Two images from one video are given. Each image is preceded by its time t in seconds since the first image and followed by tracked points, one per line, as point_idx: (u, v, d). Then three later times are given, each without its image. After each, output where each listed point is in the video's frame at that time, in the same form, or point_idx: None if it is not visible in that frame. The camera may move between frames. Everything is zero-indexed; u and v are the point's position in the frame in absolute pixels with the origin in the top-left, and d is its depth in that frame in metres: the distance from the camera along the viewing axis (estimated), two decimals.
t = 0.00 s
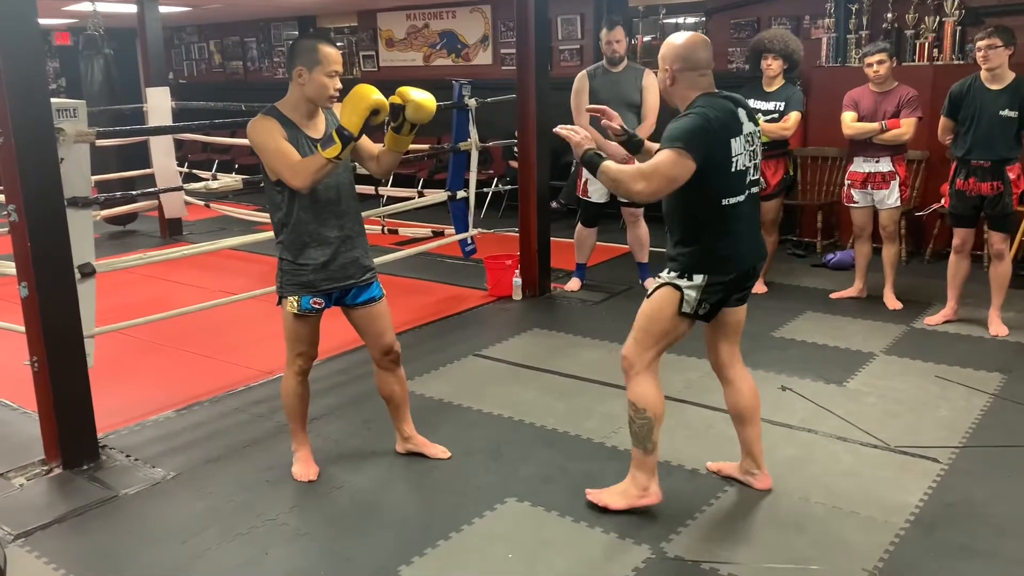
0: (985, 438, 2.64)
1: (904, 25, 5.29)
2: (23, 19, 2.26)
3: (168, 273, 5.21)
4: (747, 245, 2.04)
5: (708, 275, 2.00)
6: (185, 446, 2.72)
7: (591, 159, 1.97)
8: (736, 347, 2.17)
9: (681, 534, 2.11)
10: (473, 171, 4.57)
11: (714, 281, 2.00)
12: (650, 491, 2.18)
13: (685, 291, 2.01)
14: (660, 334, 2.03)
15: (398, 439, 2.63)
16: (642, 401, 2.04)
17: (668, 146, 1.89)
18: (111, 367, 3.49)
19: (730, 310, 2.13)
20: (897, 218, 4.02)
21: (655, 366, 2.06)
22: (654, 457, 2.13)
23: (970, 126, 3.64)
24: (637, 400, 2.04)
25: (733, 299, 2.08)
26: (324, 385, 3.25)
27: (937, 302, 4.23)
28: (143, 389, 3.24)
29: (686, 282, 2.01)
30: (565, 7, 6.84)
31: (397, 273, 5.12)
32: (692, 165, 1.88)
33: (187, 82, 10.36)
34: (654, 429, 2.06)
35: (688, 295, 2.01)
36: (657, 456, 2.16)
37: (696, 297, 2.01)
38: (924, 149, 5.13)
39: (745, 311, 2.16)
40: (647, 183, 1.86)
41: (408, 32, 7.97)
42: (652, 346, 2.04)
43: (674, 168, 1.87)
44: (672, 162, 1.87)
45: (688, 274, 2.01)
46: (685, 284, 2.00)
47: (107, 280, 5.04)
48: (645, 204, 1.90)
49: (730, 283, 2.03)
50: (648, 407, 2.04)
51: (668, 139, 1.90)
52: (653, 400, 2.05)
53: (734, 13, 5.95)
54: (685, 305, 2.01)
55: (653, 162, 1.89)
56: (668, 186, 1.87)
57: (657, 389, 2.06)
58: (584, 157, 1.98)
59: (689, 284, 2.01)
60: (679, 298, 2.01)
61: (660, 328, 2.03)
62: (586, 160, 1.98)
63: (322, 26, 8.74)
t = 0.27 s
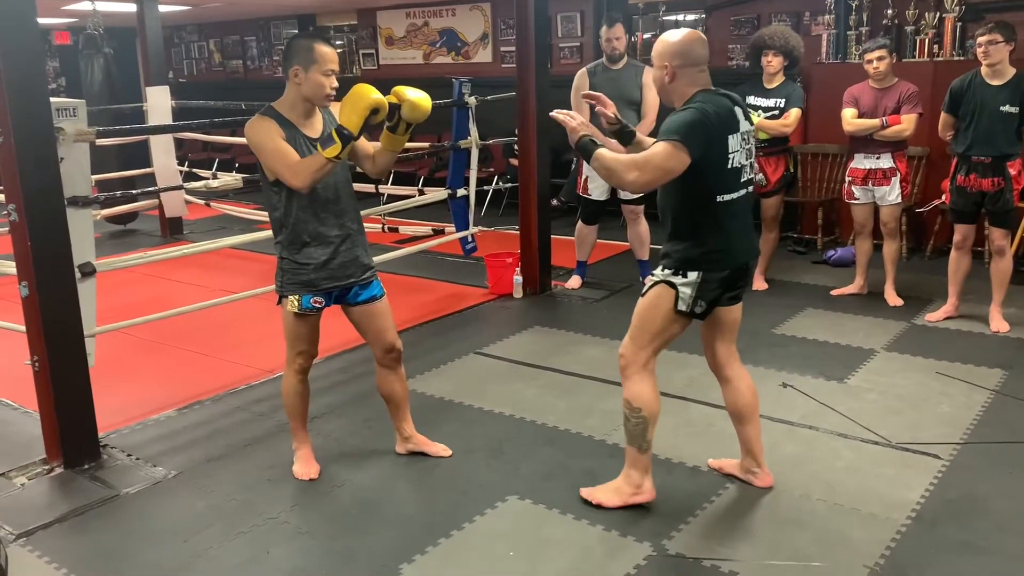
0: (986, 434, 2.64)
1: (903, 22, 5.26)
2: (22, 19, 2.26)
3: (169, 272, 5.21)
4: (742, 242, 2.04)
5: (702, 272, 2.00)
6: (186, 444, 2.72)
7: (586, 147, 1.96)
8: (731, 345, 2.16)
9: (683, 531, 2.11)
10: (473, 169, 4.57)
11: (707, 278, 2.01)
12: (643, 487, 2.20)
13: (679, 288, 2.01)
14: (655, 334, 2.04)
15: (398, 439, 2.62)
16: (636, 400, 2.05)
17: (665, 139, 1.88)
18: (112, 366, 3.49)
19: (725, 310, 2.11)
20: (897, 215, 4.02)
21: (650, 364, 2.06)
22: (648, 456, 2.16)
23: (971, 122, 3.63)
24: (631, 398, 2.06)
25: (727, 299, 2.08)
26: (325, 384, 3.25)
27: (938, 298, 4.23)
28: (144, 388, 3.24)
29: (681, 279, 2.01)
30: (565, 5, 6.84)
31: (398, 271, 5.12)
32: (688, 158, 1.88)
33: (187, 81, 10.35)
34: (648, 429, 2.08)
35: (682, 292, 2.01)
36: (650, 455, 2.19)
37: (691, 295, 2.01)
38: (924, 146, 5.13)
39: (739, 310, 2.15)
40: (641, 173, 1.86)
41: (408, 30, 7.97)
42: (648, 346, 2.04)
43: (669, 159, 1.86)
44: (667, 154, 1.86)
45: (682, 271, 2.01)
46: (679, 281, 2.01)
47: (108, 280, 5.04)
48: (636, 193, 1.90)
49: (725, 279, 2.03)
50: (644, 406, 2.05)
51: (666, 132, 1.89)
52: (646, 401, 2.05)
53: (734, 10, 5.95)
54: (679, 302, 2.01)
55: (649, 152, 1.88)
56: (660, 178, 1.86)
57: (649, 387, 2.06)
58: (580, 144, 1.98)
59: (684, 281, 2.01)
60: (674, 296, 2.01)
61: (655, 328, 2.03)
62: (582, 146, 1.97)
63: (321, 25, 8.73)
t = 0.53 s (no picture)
0: (987, 432, 2.64)
1: (904, 19, 5.27)
2: (22, 18, 2.26)
3: (170, 271, 5.21)
4: (704, 247, 2.06)
5: (667, 279, 2.00)
6: (187, 444, 2.72)
7: (546, 143, 1.95)
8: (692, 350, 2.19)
9: (683, 530, 2.11)
10: (474, 168, 4.57)
11: (673, 284, 2.00)
12: (611, 492, 2.22)
13: (644, 295, 2.00)
14: (621, 342, 2.05)
15: (399, 438, 2.62)
16: (602, 408, 2.06)
17: (632, 139, 1.88)
18: (113, 365, 3.49)
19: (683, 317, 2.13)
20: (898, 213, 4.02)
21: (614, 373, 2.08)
22: (613, 462, 2.18)
23: (971, 120, 3.62)
24: (597, 406, 2.07)
25: (687, 307, 2.08)
26: (325, 382, 3.25)
27: (939, 296, 4.23)
28: (145, 387, 3.24)
29: (646, 286, 2.00)
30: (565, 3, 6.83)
31: (398, 270, 5.12)
32: (653, 160, 1.87)
33: (188, 80, 10.34)
34: (614, 436, 2.09)
35: (647, 299, 2.00)
36: (616, 461, 2.21)
37: (655, 301, 2.00)
38: (925, 143, 5.14)
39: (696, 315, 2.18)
40: (606, 170, 1.85)
41: (408, 29, 7.96)
42: (612, 354, 2.06)
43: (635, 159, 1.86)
44: (633, 154, 1.86)
45: (647, 277, 2.00)
46: (644, 288, 2.00)
47: (109, 279, 5.04)
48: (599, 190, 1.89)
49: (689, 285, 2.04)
50: (610, 414, 2.07)
51: (632, 132, 1.89)
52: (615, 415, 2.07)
53: (734, 8, 5.94)
54: (645, 310, 2.01)
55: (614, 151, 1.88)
56: (625, 177, 1.86)
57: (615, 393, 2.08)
58: (539, 141, 1.96)
59: (649, 288, 2.00)
60: (639, 304, 2.01)
61: (621, 336, 2.04)
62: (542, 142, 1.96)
63: (321, 23, 8.72)
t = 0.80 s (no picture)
0: (988, 429, 2.64)
1: (905, 17, 5.26)
2: (22, 16, 2.26)
3: (170, 270, 5.21)
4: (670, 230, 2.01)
5: (653, 272, 2.00)
6: (188, 442, 2.72)
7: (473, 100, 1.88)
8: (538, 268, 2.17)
9: (684, 528, 2.11)
10: (475, 166, 4.56)
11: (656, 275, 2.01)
12: (609, 487, 2.23)
13: (636, 292, 2.00)
14: (618, 339, 2.06)
15: (401, 436, 2.62)
16: (605, 408, 2.10)
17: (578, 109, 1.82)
18: (113, 364, 3.48)
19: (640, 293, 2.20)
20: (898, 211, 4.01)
21: (614, 370, 2.10)
22: (612, 459, 2.19)
23: (972, 118, 3.62)
24: (599, 406, 2.10)
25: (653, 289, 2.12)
26: (326, 381, 3.25)
27: (940, 294, 4.23)
28: (145, 386, 3.24)
29: (636, 282, 1.99)
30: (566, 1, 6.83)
31: (399, 269, 5.12)
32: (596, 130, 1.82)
33: (188, 79, 10.34)
34: (615, 434, 2.13)
35: (638, 295, 2.01)
36: (614, 456, 2.22)
37: (644, 295, 2.02)
38: (925, 141, 5.14)
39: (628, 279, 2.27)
40: (529, 125, 1.80)
41: (409, 27, 7.95)
42: (612, 352, 2.07)
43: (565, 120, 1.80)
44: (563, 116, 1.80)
45: (637, 274, 1.98)
46: (636, 286, 1.99)
47: (110, 278, 5.04)
48: (518, 142, 1.82)
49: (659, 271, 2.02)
50: (614, 413, 2.10)
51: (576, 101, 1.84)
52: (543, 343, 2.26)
53: (735, 6, 5.93)
54: (635, 305, 2.02)
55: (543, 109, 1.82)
56: (548, 135, 1.79)
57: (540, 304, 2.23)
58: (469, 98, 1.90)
59: (639, 284, 1.99)
60: (631, 301, 2.00)
61: (619, 334, 2.06)
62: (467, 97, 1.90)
63: (322, 22, 8.72)
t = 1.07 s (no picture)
0: (989, 429, 2.64)
1: (906, 16, 5.26)
2: (22, 13, 2.26)
3: (171, 268, 5.21)
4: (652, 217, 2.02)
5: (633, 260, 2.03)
6: (188, 440, 2.72)
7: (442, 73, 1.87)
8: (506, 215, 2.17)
9: (684, 526, 2.11)
10: (475, 164, 4.55)
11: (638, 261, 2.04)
12: (605, 476, 2.24)
13: (619, 282, 2.02)
14: (604, 330, 2.07)
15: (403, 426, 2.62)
16: (597, 399, 2.09)
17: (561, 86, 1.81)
18: (113, 362, 3.48)
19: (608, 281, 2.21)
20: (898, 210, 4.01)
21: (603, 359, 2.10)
22: (606, 447, 2.19)
23: (973, 116, 3.62)
24: (590, 397, 2.10)
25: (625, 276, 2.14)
26: (326, 379, 3.25)
27: (941, 293, 4.23)
28: (145, 384, 3.24)
29: (620, 273, 2.01)
30: None
31: (399, 267, 5.12)
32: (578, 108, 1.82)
33: (189, 77, 10.33)
34: (608, 422, 2.13)
35: (620, 285, 2.03)
36: (609, 446, 2.22)
37: (626, 284, 2.05)
38: (926, 140, 5.13)
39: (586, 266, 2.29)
40: (508, 94, 1.78)
41: (410, 25, 7.94)
42: (600, 343, 2.07)
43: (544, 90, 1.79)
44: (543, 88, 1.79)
45: (620, 263, 2.00)
46: (620, 276, 2.01)
47: (110, 275, 5.04)
48: (498, 113, 1.80)
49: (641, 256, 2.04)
50: (606, 402, 2.10)
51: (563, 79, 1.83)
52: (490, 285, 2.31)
53: (737, 4, 5.93)
54: (619, 294, 2.04)
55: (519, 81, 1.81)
56: (528, 106, 1.78)
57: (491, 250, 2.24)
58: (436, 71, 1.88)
59: (622, 274, 2.02)
60: (614, 290, 2.02)
61: (605, 324, 2.06)
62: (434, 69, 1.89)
63: (323, 20, 8.71)
